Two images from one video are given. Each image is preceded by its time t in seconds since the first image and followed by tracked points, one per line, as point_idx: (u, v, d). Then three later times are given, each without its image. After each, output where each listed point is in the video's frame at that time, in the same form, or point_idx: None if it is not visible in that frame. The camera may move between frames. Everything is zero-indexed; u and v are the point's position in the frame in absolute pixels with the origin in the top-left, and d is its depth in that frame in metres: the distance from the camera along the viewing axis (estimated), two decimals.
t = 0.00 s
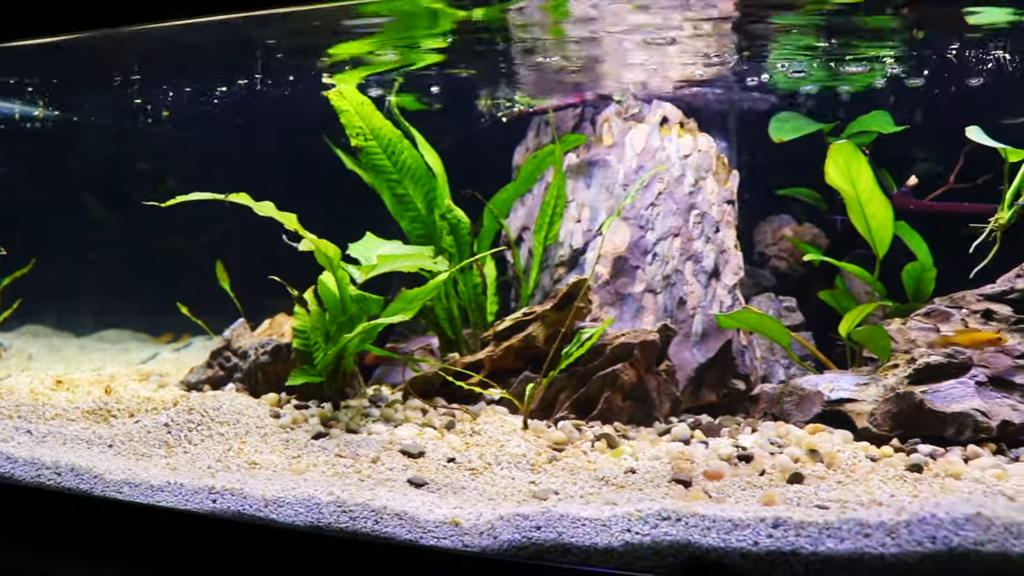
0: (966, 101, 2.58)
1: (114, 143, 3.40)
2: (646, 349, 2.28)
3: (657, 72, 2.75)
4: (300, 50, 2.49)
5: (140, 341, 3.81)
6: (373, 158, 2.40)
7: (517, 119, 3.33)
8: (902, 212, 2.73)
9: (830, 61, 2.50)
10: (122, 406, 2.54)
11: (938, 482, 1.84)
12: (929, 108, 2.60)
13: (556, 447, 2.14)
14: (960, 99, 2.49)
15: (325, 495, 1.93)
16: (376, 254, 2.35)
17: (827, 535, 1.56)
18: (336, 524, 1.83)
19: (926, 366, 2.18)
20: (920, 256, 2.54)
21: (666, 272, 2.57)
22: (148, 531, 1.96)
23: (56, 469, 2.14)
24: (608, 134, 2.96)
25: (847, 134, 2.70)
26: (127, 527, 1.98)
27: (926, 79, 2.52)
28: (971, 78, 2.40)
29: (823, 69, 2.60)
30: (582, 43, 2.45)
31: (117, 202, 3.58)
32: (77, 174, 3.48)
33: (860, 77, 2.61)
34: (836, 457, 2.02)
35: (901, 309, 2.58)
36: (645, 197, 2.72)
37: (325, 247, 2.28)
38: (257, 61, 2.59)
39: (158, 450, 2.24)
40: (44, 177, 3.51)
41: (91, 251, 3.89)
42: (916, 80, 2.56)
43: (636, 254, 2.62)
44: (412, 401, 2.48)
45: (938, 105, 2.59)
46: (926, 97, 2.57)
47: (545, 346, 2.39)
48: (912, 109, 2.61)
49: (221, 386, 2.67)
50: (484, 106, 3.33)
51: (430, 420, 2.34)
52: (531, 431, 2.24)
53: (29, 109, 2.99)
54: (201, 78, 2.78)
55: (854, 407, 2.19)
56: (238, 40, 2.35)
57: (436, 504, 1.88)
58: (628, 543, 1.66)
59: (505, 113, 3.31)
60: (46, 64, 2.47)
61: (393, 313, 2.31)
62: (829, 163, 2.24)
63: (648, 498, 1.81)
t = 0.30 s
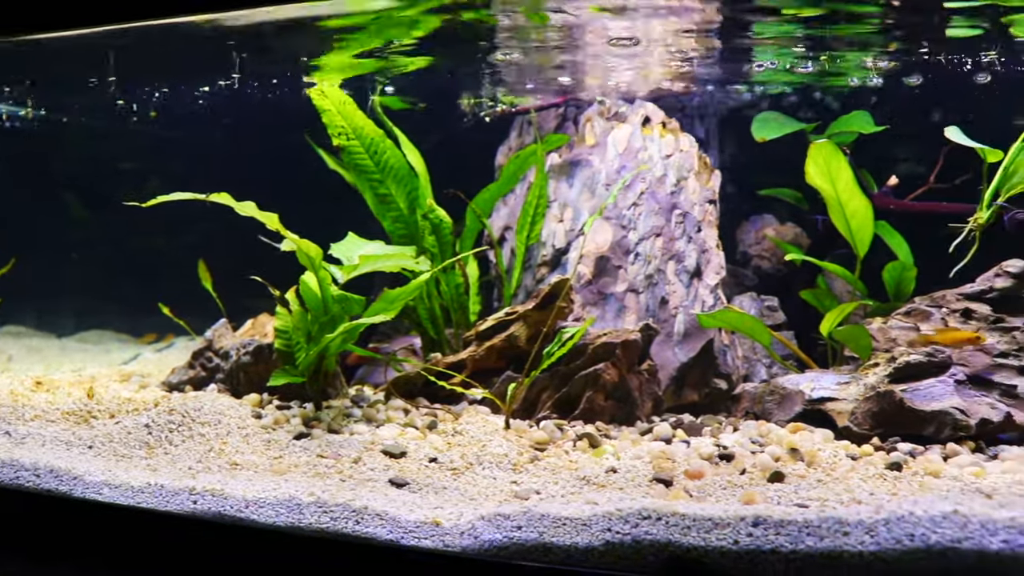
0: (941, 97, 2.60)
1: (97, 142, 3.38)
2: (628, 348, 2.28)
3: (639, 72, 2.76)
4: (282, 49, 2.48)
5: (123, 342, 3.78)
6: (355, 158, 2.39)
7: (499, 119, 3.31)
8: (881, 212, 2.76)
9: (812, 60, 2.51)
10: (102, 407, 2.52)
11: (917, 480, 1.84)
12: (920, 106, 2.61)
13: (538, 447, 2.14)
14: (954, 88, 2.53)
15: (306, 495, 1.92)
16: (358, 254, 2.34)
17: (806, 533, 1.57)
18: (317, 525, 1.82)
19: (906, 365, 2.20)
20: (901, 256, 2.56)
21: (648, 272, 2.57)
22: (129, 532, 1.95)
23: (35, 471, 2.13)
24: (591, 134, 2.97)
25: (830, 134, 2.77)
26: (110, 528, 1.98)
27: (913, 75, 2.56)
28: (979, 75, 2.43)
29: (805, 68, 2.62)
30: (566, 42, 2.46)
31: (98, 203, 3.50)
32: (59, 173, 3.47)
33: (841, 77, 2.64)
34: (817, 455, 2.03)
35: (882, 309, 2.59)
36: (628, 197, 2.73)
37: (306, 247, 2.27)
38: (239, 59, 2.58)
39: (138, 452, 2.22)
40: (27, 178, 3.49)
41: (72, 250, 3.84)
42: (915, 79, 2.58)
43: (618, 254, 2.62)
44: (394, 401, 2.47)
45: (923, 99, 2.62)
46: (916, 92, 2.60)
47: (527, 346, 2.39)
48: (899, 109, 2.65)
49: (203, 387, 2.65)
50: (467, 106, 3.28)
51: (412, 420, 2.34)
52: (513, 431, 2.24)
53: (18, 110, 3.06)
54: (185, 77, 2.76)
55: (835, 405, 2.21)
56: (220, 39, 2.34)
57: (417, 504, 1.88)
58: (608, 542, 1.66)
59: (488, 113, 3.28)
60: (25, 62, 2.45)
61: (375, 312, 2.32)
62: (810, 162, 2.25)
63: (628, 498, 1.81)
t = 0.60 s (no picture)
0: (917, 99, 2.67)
1: (79, 141, 3.35)
2: (608, 348, 2.28)
3: (621, 72, 2.77)
4: (263, 48, 2.47)
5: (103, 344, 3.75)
6: (336, 157, 2.39)
7: (480, 119, 3.31)
8: (861, 212, 2.72)
9: (793, 61, 2.53)
10: (81, 408, 2.50)
11: (895, 478, 1.85)
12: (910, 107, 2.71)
13: (518, 446, 2.14)
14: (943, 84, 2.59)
15: (285, 496, 1.91)
16: (338, 254, 2.33)
17: (784, 532, 1.57)
18: (296, 526, 1.81)
19: (885, 364, 2.20)
20: (881, 255, 2.57)
21: (628, 271, 2.58)
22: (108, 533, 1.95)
23: (12, 473, 2.11)
24: (571, 134, 2.96)
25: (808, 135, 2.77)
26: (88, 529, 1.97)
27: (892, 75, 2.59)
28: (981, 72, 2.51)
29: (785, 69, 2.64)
30: (547, 43, 2.46)
31: (77, 204, 3.45)
32: (42, 174, 3.33)
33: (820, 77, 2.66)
34: (796, 454, 2.04)
35: (861, 307, 2.61)
36: (608, 196, 2.73)
37: (286, 247, 2.26)
38: (220, 58, 2.56)
39: (117, 453, 2.21)
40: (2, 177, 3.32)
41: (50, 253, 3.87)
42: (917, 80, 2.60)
43: (599, 254, 2.62)
44: (374, 401, 2.46)
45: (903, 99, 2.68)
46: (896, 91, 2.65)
47: (507, 346, 2.38)
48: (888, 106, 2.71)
49: (183, 388, 2.63)
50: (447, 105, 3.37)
51: (392, 421, 2.33)
52: (493, 431, 2.24)
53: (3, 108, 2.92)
54: (167, 75, 2.74)
55: (815, 404, 2.21)
56: (201, 38, 2.33)
57: (397, 504, 1.87)
58: (587, 542, 1.66)
59: (468, 113, 3.33)
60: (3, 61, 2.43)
61: (356, 313, 2.30)
62: (789, 162, 2.25)
63: (608, 497, 1.81)
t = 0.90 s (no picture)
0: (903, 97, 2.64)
1: (59, 142, 3.30)
2: (589, 347, 2.29)
3: (602, 72, 2.78)
4: (245, 46, 2.46)
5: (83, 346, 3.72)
6: (317, 156, 2.38)
7: (462, 119, 3.30)
8: (841, 212, 2.76)
9: (773, 60, 2.54)
10: (59, 410, 2.48)
11: (873, 476, 1.86)
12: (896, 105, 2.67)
13: (499, 446, 2.14)
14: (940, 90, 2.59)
15: (265, 497, 1.90)
16: (319, 254, 2.33)
17: (764, 530, 1.58)
18: (276, 527, 1.80)
19: (864, 363, 2.22)
20: (861, 255, 2.64)
21: (609, 271, 2.58)
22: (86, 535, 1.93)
23: None
24: (553, 134, 2.97)
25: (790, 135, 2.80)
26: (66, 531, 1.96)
27: (894, 73, 2.59)
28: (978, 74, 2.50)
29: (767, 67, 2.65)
30: (529, 42, 2.47)
31: (56, 203, 3.41)
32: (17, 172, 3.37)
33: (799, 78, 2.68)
34: (776, 453, 2.04)
35: (842, 306, 2.62)
36: (589, 196, 2.74)
37: (267, 247, 2.26)
38: (199, 56, 2.55)
39: (96, 454, 2.19)
40: None
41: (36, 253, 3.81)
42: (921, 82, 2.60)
43: (580, 254, 2.62)
44: (355, 402, 2.46)
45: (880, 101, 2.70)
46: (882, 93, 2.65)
47: (488, 346, 2.38)
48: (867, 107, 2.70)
49: (164, 389, 2.60)
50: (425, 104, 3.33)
51: (374, 421, 2.32)
52: (474, 431, 2.23)
53: None
54: (149, 73, 2.73)
55: (795, 403, 2.22)
56: (182, 37, 2.32)
57: (378, 504, 1.86)
58: (567, 541, 1.66)
59: (450, 112, 3.29)
60: None
61: (337, 313, 2.30)
62: (769, 162, 2.27)
63: (588, 497, 1.81)
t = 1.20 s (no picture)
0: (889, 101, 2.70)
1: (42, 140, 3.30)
2: (575, 347, 2.29)
3: (588, 72, 2.79)
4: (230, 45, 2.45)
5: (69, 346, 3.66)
6: (303, 156, 2.37)
7: (449, 120, 3.32)
8: (826, 212, 2.77)
9: (759, 60, 2.54)
10: (44, 411, 2.47)
11: (858, 475, 1.87)
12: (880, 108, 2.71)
13: (485, 446, 2.14)
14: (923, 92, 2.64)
15: (250, 498, 1.89)
16: (305, 254, 2.32)
17: (748, 529, 1.58)
18: (260, 527, 1.80)
19: (847, 363, 2.23)
20: (846, 254, 2.62)
21: (596, 271, 2.58)
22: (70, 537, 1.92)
23: None
24: (539, 134, 2.99)
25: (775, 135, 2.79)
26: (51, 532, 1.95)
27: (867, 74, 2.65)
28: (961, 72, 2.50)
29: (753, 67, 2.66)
30: (516, 43, 2.47)
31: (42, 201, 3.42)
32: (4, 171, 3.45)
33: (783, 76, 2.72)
34: (761, 452, 2.05)
35: (827, 306, 2.64)
36: (575, 196, 2.74)
37: (252, 247, 2.25)
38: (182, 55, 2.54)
39: (80, 456, 2.17)
40: None
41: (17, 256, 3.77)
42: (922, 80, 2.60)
43: (566, 254, 2.63)
44: (341, 402, 2.45)
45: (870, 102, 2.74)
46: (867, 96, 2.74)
47: (474, 346, 2.38)
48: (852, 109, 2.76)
49: (149, 389, 2.59)
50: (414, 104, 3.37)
51: (359, 421, 2.32)
52: (460, 431, 2.23)
53: None
54: (135, 71, 2.71)
55: (780, 403, 2.23)
56: (167, 36, 2.30)
57: (363, 504, 1.86)
58: (552, 541, 1.66)
59: (436, 112, 3.33)
60: None
61: (322, 313, 2.30)
62: (754, 163, 2.27)
63: (573, 496, 1.81)
